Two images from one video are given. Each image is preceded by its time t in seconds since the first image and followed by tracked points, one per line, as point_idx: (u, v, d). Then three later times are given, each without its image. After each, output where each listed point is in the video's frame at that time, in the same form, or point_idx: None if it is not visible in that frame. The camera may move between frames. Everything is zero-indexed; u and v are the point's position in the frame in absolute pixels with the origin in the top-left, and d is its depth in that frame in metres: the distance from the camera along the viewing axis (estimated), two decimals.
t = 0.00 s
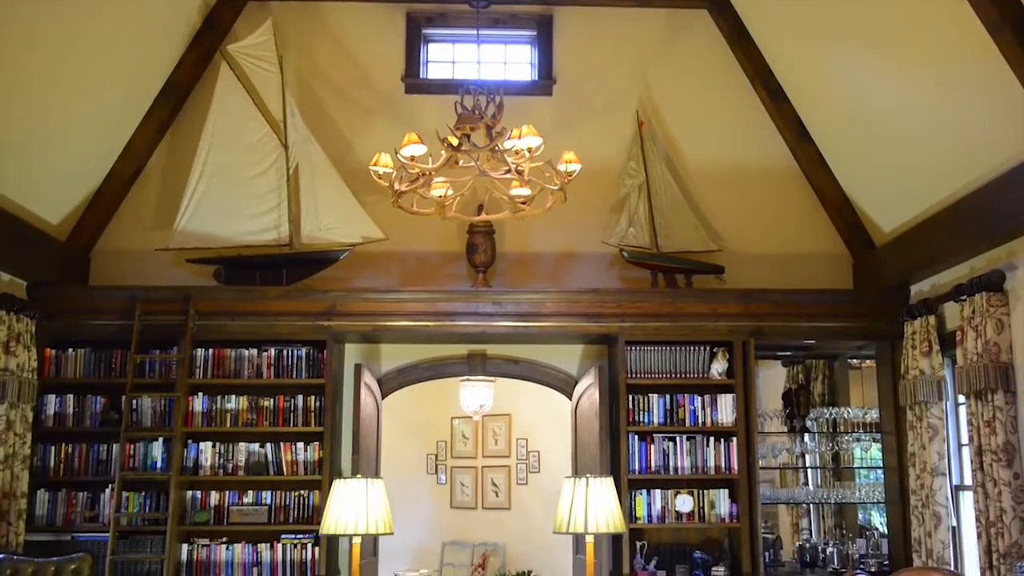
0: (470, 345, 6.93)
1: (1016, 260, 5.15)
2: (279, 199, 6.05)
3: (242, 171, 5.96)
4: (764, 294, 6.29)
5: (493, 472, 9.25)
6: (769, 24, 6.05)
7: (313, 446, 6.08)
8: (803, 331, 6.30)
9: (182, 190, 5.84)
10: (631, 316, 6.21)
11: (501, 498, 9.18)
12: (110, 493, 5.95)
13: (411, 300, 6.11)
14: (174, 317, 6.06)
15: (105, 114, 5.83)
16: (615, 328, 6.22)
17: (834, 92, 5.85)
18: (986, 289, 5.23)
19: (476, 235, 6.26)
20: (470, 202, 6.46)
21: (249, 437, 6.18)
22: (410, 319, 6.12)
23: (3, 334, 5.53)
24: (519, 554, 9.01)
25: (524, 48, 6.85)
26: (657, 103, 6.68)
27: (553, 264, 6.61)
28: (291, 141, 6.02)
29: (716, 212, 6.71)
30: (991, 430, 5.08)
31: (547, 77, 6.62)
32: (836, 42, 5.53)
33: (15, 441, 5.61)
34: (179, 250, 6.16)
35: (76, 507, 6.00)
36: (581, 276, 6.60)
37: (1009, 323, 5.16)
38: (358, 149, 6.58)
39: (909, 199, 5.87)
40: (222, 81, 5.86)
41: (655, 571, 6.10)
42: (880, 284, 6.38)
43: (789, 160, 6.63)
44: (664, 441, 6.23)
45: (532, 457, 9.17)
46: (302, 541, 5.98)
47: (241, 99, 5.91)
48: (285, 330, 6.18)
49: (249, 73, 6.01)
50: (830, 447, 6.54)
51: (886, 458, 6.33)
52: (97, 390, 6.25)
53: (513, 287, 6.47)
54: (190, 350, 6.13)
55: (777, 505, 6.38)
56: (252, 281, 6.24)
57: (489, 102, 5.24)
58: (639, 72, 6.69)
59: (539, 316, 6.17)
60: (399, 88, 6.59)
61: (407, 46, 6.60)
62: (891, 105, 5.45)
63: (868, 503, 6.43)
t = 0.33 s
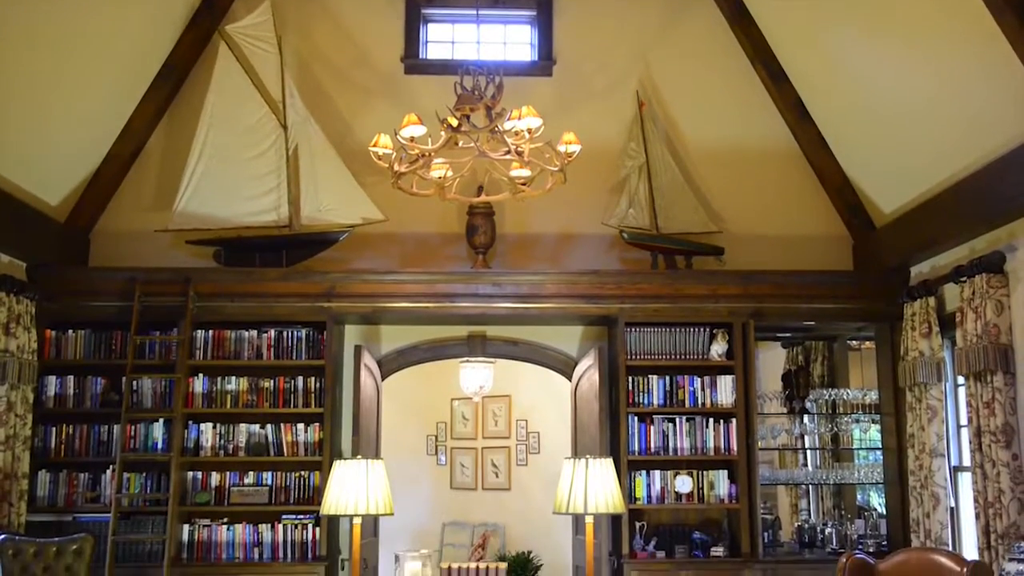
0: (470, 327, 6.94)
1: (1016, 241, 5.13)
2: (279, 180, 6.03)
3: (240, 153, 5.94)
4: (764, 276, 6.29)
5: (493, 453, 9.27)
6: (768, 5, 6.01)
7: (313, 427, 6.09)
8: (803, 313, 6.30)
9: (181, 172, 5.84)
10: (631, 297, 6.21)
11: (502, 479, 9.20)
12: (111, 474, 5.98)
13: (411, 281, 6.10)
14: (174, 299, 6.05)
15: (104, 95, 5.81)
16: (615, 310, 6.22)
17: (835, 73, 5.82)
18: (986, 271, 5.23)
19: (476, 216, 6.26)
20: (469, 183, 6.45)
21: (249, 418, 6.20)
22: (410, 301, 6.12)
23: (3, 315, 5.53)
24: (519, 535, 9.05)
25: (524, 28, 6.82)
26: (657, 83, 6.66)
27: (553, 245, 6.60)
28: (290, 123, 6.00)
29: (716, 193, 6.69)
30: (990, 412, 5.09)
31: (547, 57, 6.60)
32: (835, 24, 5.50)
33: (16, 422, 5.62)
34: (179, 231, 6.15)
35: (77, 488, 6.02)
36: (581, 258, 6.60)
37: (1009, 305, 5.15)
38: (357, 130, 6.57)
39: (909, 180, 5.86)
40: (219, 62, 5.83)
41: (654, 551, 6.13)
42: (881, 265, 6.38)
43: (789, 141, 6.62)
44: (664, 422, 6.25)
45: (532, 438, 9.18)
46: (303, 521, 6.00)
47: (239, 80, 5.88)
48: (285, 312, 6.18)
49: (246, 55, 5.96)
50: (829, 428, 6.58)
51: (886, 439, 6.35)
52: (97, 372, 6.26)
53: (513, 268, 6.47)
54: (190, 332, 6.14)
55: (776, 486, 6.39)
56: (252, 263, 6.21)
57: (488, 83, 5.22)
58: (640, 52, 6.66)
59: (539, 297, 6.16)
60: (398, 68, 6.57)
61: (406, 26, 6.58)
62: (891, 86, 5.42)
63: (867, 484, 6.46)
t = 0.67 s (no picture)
0: (470, 312, 6.95)
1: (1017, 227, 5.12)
2: (278, 165, 6.02)
3: (240, 138, 5.94)
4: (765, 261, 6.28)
5: (492, 438, 9.30)
6: None
7: (313, 413, 6.10)
8: (803, 298, 6.29)
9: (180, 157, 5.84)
10: (631, 283, 6.21)
11: (501, 464, 9.23)
12: (111, 459, 5.99)
13: (411, 266, 6.09)
14: (174, 284, 6.05)
15: (103, 80, 5.79)
16: (615, 295, 6.21)
17: (835, 58, 5.80)
18: (987, 257, 5.22)
19: (476, 201, 6.25)
20: (470, 168, 6.44)
21: (249, 403, 6.21)
22: (410, 286, 6.12)
23: (3, 300, 5.53)
24: (518, 520, 9.07)
25: (524, 12, 6.80)
26: (658, 68, 6.63)
27: (554, 231, 6.60)
28: (289, 108, 5.98)
29: (716, 179, 6.69)
30: (989, 397, 5.10)
31: (548, 43, 6.58)
32: (836, 8, 5.48)
33: (16, 407, 5.63)
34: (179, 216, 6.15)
35: (77, 473, 6.02)
36: (581, 243, 6.60)
37: (1009, 290, 5.15)
38: (357, 115, 6.55)
39: (909, 165, 5.85)
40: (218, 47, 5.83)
41: (654, 536, 6.15)
42: (881, 250, 6.38)
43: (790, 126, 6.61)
44: (664, 407, 6.26)
45: (532, 423, 9.20)
46: (304, 506, 6.02)
47: (238, 66, 5.87)
48: (285, 297, 6.17)
49: (245, 39, 5.94)
50: (828, 413, 6.57)
51: (885, 424, 6.36)
52: (97, 356, 6.27)
53: (513, 253, 6.47)
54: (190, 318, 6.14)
55: (775, 471, 6.40)
56: (253, 248, 6.21)
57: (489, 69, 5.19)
58: (640, 36, 6.64)
59: (539, 282, 6.16)
60: (398, 53, 6.55)
61: (405, 10, 6.55)
62: (893, 71, 5.40)
63: (866, 469, 6.48)
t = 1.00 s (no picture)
0: (470, 297, 6.95)
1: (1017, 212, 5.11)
2: (278, 149, 6.00)
3: (239, 122, 5.93)
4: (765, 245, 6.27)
5: (493, 422, 9.32)
6: None
7: (313, 397, 6.10)
8: (803, 282, 6.29)
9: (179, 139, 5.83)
10: (631, 267, 6.20)
11: (502, 448, 9.25)
12: (112, 443, 6.00)
13: (410, 251, 6.09)
14: (173, 269, 6.04)
15: (102, 64, 5.77)
16: (615, 280, 6.21)
17: (836, 42, 5.78)
18: (987, 241, 5.21)
19: (477, 185, 6.24)
20: (470, 152, 6.42)
21: (249, 388, 6.22)
22: (410, 271, 6.11)
23: (3, 285, 5.53)
24: (518, 504, 9.09)
25: None
26: (658, 51, 6.61)
27: (553, 215, 6.60)
28: (288, 91, 5.96)
29: (716, 163, 6.67)
30: (988, 381, 5.11)
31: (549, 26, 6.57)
32: None
33: (16, 391, 5.64)
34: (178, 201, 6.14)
35: (78, 457, 6.03)
36: (580, 227, 6.59)
37: (1009, 275, 5.15)
38: (357, 99, 6.54)
39: (909, 149, 5.84)
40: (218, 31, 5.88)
41: (653, 519, 6.17)
42: (881, 235, 6.38)
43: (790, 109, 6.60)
44: (664, 392, 6.27)
45: (532, 407, 9.21)
46: (304, 490, 6.02)
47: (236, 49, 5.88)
48: (284, 282, 6.16)
49: (244, 23, 5.96)
50: (827, 398, 6.57)
51: (885, 408, 6.37)
52: (97, 341, 6.27)
53: (513, 238, 6.47)
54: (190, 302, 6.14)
55: (774, 455, 6.39)
56: (253, 232, 6.20)
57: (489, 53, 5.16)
58: (640, 19, 6.61)
59: (539, 267, 6.16)
60: (398, 37, 6.52)
61: None
62: (894, 55, 5.38)
63: (865, 453, 6.49)
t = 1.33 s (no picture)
0: (469, 281, 6.95)
1: (1018, 196, 5.10)
2: (277, 133, 5.98)
3: (238, 106, 5.92)
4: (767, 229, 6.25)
5: (492, 406, 9.33)
6: None
7: (313, 381, 6.11)
8: (802, 267, 6.28)
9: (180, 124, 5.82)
10: (631, 251, 6.19)
11: (501, 432, 9.27)
12: (112, 427, 6.01)
13: (410, 235, 6.08)
14: (173, 253, 6.04)
15: (101, 47, 5.75)
16: (615, 264, 6.20)
17: (837, 24, 5.75)
18: (988, 226, 5.20)
19: (477, 168, 6.22)
20: (470, 135, 6.42)
21: (249, 371, 6.23)
22: (409, 255, 6.11)
23: (2, 269, 5.53)
24: (518, 488, 9.12)
25: None
26: (658, 34, 6.58)
27: (553, 199, 6.59)
28: (287, 75, 5.95)
29: (716, 147, 6.66)
30: (988, 365, 5.11)
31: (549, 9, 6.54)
32: None
33: (16, 374, 5.64)
34: (178, 185, 6.13)
35: (79, 441, 6.05)
36: (580, 211, 6.59)
37: (1010, 259, 5.14)
38: (356, 83, 6.52)
39: (910, 133, 5.82)
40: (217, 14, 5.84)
41: (653, 503, 6.18)
42: (881, 219, 6.37)
43: (790, 92, 6.58)
44: (664, 376, 6.27)
45: (532, 391, 9.21)
46: (304, 474, 6.05)
47: (235, 33, 5.85)
48: (284, 266, 6.16)
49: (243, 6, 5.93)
50: (827, 381, 6.59)
51: (885, 392, 6.37)
52: (97, 325, 6.27)
53: (513, 222, 6.46)
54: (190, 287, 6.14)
55: (773, 440, 6.43)
56: (253, 216, 6.21)
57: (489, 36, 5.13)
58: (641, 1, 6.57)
59: (539, 251, 6.15)
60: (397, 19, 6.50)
61: None
62: (895, 38, 5.36)
63: (864, 437, 6.51)
